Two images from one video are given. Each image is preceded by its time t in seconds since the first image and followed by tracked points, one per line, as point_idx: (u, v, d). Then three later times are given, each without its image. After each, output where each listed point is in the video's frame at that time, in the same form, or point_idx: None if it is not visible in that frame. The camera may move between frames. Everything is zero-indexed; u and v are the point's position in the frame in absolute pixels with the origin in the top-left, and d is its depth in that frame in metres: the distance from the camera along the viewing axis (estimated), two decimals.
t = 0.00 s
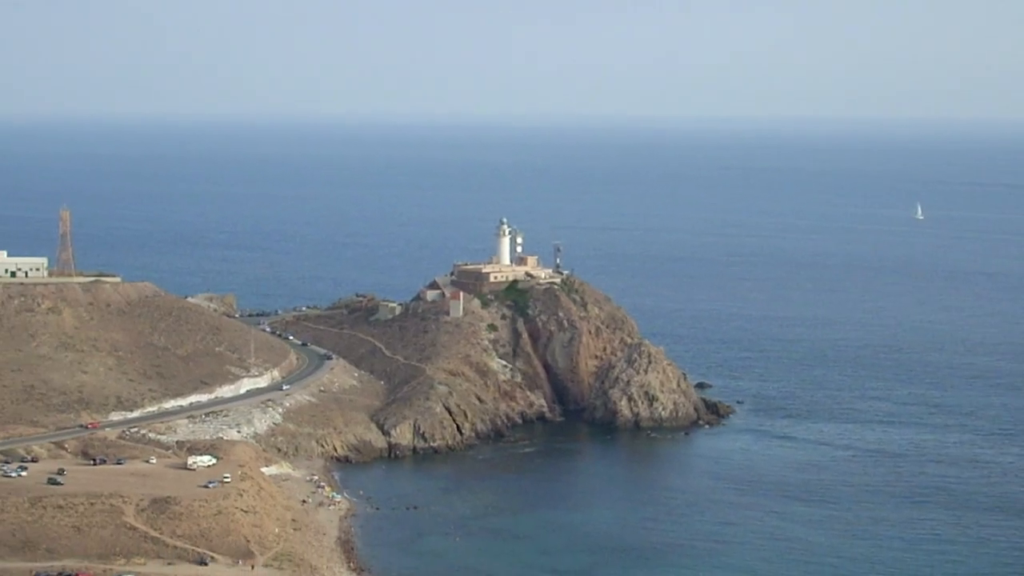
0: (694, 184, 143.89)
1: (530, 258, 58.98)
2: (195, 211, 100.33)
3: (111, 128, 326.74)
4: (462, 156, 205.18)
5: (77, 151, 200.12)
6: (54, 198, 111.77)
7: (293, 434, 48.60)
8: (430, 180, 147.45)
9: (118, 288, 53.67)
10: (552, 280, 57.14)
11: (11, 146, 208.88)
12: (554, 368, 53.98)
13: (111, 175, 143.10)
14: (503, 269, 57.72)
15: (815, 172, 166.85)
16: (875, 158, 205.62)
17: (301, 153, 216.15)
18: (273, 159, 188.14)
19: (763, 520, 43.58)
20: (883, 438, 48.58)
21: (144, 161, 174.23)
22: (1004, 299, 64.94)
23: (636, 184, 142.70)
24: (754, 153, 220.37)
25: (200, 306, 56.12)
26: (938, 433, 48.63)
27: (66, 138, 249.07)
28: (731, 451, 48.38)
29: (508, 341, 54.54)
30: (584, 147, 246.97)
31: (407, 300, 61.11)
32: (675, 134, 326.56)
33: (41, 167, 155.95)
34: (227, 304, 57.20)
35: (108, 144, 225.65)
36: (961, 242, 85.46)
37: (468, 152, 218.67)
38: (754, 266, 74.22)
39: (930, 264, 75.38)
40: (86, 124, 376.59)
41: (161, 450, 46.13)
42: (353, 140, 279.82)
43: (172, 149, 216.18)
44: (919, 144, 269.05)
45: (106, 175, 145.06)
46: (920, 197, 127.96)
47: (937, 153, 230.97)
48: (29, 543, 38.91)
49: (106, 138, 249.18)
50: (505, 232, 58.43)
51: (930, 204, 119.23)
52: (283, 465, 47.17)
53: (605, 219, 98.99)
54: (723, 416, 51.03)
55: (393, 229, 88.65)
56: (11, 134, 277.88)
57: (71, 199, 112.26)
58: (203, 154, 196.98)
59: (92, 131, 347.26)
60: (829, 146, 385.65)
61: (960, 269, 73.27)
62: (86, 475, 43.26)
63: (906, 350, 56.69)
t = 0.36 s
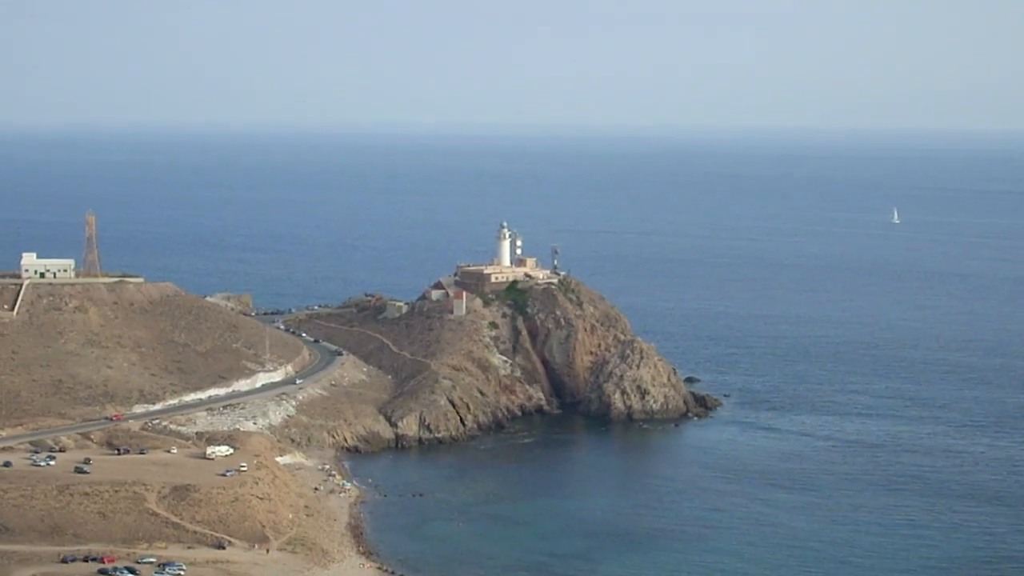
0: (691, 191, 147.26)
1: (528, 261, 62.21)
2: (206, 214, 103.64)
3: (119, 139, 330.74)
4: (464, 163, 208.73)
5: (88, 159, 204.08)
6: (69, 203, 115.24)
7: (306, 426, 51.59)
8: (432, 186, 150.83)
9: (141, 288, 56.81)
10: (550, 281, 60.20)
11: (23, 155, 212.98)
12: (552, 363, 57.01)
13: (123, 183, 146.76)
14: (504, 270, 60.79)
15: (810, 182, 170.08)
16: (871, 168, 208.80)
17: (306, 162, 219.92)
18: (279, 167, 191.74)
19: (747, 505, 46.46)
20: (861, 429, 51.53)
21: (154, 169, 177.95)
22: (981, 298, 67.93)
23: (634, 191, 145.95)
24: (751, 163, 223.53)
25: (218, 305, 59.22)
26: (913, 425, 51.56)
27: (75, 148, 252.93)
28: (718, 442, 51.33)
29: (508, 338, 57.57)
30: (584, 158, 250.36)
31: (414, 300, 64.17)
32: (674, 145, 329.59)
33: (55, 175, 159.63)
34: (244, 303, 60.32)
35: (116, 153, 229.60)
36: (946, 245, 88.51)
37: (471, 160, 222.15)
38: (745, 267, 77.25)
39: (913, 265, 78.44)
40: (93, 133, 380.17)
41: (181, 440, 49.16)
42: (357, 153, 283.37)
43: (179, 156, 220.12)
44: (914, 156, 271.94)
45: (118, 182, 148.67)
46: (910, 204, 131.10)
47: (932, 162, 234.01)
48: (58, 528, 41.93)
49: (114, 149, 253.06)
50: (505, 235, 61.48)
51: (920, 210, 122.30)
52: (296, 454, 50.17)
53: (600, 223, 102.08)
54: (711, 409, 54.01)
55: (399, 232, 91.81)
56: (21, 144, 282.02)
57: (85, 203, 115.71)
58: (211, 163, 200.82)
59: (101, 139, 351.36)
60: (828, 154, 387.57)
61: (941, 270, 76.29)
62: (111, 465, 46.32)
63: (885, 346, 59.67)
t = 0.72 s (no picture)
0: (687, 199, 150.80)
1: (527, 261, 65.68)
2: (218, 219, 107.29)
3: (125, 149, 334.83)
4: (467, 171, 212.59)
5: (97, 168, 208.19)
6: (84, 209, 118.98)
7: (318, 417, 54.97)
8: (436, 193, 154.46)
9: (164, 288, 60.42)
10: (548, 282, 63.67)
11: (34, 166, 217.16)
12: (549, 359, 60.47)
13: (134, 190, 150.62)
14: (504, 272, 64.26)
15: (804, 191, 173.72)
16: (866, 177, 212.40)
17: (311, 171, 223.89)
18: (286, 176, 195.71)
19: (733, 492, 49.80)
20: (839, 420, 54.91)
21: (162, 178, 182.02)
22: (959, 298, 71.30)
23: (632, 198, 149.50)
24: (748, 172, 227.22)
25: (235, 303, 62.74)
26: (888, 416, 54.93)
27: (84, 158, 256.94)
28: (705, 432, 54.69)
29: (508, 335, 61.03)
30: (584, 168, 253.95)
31: (419, 299, 67.65)
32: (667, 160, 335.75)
33: (66, 183, 163.60)
34: (260, 302, 63.90)
35: (125, 163, 233.71)
36: (929, 248, 91.94)
37: (473, 169, 226.02)
38: (735, 269, 80.70)
39: (896, 267, 81.85)
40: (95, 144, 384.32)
41: (202, 431, 52.56)
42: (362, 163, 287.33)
43: (183, 167, 224.28)
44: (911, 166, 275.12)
45: (124, 190, 152.48)
46: (895, 211, 134.70)
47: (927, 172, 237.45)
48: (87, 512, 45.22)
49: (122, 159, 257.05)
50: (506, 238, 64.98)
51: (909, 217, 125.73)
52: (310, 444, 53.56)
53: (593, 227, 105.66)
54: (699, 401, 57.40)
55: (402, 236, 95.44)
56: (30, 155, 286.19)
57: (100, 209, 119.46)
58: (219, 173, 204.82)
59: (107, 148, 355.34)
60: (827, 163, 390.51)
61: (922, 272, 79.72)
62: (136, 454, 49.64)
63: (864, 343, 63.04)
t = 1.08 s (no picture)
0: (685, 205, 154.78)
1: (527, 263, 69.66)
2: (231, 224, 111.50)
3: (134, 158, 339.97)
4: (470, 178, 217.02)
5: (110, 176, 213.17)
6: (101, 213, 123.26)
7: (331, 409, 58.83)
8: (440, 199, 158.65)
9: (186, 288, 64.53)
10: (545, 283, 67.63)
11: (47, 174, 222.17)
12: (547, 354, 64.41)
13: (147, 197, 155.12)
14: (504, 273, 68.28)
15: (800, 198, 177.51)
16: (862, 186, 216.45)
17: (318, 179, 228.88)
18: (294, 183, 200.27)
19: (717, 478, 53.61)
20: (817, 411, 58.73)
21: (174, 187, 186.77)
22: (937, 297, 75.07)
23: (627, 204, 153.56)
24: (747, 181, 231.49)
25: (252, 303, 66.75)
26: (863, 407, 58.74)
27: (95, 167, 261.68)
28: (693, 423, 58.50)
29: (508, 332, 65.00)
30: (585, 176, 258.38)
31: (425, 298, 71.60)
32: (664, 168, 340.17)
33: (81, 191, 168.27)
34: (276, 301, 67.94)
35: (137, 172, 238.78)
36: (911, 250, 95.86)
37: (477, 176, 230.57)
38: (724, 270, 84.64)
39: (880, 269, 85.67)
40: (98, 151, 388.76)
41: (223, 421, 56.37)
42: (368, 170, 291.79)
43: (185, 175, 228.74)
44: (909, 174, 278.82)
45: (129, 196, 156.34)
46: (880, 216, 138.91)
47: (917, 182, 241.94)
48: (114, 498, 48.41)
49: (132, 167, 261.73)
50: (506, 241, 68.96)
51: (891, 222, 129.92)
52: (323, 433, 57.40)
53: (586, 231, 109.69)
54: (687, 394, 61.24)
55: (403, 239, 99.41)
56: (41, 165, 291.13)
57: (115, 214, 123.73)
58: (228, 181, 209.75)
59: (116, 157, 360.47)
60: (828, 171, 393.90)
61: (904, 273, 83.56)
62: (160, 442, 53.28)
63: (845, 339, 66.82)
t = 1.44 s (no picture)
0: (682, 212, 159.52)
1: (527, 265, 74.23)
2: (247, 228, 116.44)
3: (145, 168, 344.94)
4: (476, 186, 222.12)
5: (127, 184, 218.67)
6: (121, 219, 128.35)
7: (343, 401, 63.21)
8: (446, 206, 163.57)
9: (209, 288, 69.17)
10: (543, 283, 72.18)
11: (60, 182, 227.95)
12: (545, 349, 68.89)
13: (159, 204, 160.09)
14: (505, 274, 72.83)
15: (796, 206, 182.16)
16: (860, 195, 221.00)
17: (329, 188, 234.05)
18: (305, 192, 205.49)
19: (702, 465, 57.93)
20: (796, 403, 63.10)
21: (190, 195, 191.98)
22: (915, 296, 79.42)
23: (622, 210, 158.34)
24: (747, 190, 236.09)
25: (271, 301, 71.32)
26: (839, 399, 63.08)
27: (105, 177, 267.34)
28: (681, 413, 62.86)
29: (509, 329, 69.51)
30: (590, 185, 263.20)
31: (432, 298, 76.14)
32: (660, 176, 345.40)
33: (94, 198, 173.39)
34: (292, 300, 72.57)
35: (151, 181, 244.19)
36: (889, 253, 100.42)
37: (483, 185, 235.56)
38: (711, 271, 89.12)
39: (863, 270, 90.17)
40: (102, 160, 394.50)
41: (243, 411, 60.70)
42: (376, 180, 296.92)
43: (188, 183, 234.13)
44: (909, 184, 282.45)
45: (138, 202, 161.03)
46: (865, 223, 143.76)
47: (904, 192, 247.35)
48: (142, 483, 52.43)
49: (145, 176, 267.09)
50: (507, 245, 73.52)
51: (875, 228, 134.63)
52: (336, 423, 61.78)
53: (580, 234, 114.34)
54: (675, 386, 65.66)
55: (405, 242, 104.01)
56: (55, 174, 296.83)
57: (135, 219, 128.88)
58: (242, 189, 215.04)
59: (127, 165, 365.46)
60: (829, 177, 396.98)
61: (886, 274, 88.01)
62: (184, 432, 57.48)
63: (824, 335, 71.23)
